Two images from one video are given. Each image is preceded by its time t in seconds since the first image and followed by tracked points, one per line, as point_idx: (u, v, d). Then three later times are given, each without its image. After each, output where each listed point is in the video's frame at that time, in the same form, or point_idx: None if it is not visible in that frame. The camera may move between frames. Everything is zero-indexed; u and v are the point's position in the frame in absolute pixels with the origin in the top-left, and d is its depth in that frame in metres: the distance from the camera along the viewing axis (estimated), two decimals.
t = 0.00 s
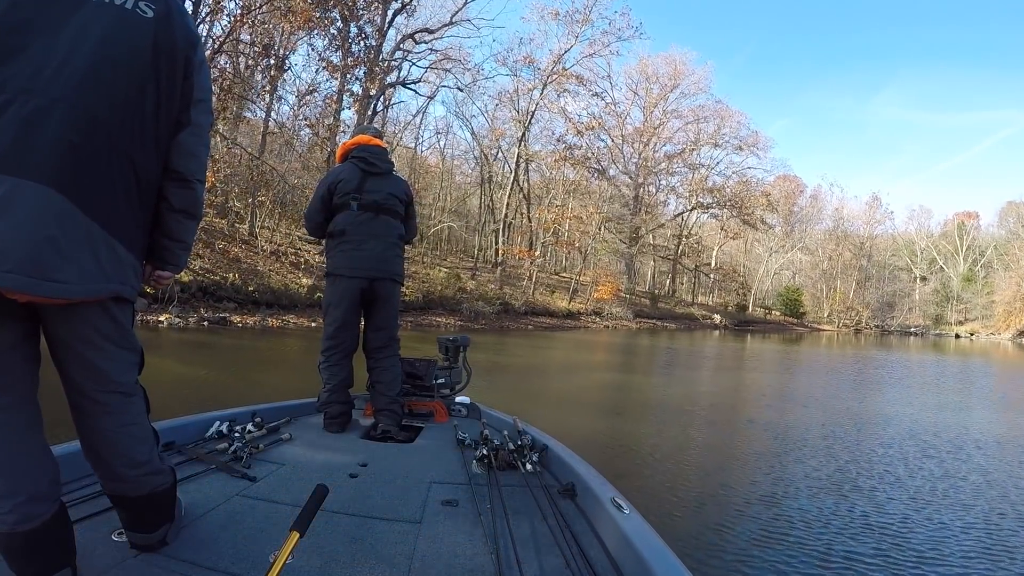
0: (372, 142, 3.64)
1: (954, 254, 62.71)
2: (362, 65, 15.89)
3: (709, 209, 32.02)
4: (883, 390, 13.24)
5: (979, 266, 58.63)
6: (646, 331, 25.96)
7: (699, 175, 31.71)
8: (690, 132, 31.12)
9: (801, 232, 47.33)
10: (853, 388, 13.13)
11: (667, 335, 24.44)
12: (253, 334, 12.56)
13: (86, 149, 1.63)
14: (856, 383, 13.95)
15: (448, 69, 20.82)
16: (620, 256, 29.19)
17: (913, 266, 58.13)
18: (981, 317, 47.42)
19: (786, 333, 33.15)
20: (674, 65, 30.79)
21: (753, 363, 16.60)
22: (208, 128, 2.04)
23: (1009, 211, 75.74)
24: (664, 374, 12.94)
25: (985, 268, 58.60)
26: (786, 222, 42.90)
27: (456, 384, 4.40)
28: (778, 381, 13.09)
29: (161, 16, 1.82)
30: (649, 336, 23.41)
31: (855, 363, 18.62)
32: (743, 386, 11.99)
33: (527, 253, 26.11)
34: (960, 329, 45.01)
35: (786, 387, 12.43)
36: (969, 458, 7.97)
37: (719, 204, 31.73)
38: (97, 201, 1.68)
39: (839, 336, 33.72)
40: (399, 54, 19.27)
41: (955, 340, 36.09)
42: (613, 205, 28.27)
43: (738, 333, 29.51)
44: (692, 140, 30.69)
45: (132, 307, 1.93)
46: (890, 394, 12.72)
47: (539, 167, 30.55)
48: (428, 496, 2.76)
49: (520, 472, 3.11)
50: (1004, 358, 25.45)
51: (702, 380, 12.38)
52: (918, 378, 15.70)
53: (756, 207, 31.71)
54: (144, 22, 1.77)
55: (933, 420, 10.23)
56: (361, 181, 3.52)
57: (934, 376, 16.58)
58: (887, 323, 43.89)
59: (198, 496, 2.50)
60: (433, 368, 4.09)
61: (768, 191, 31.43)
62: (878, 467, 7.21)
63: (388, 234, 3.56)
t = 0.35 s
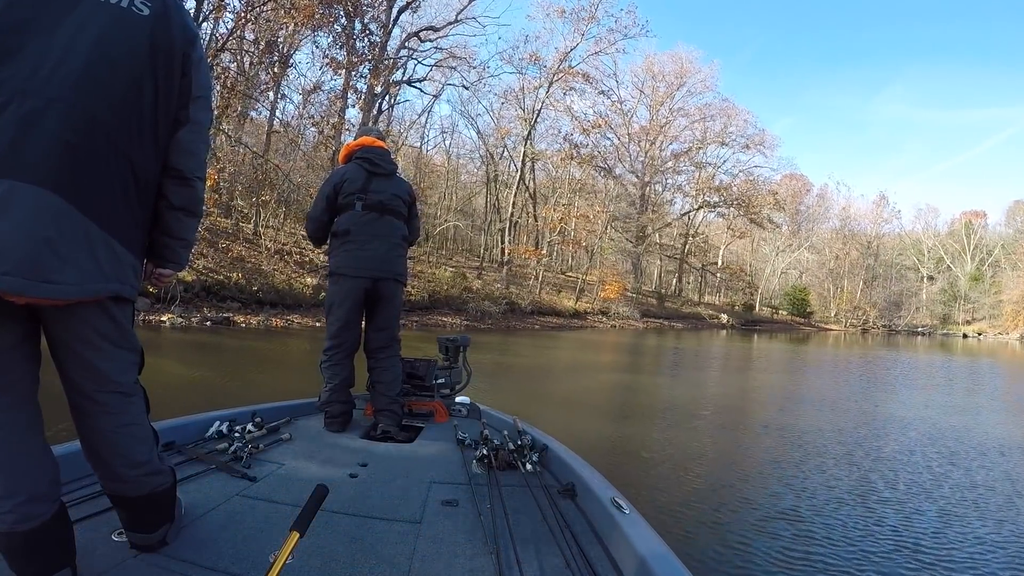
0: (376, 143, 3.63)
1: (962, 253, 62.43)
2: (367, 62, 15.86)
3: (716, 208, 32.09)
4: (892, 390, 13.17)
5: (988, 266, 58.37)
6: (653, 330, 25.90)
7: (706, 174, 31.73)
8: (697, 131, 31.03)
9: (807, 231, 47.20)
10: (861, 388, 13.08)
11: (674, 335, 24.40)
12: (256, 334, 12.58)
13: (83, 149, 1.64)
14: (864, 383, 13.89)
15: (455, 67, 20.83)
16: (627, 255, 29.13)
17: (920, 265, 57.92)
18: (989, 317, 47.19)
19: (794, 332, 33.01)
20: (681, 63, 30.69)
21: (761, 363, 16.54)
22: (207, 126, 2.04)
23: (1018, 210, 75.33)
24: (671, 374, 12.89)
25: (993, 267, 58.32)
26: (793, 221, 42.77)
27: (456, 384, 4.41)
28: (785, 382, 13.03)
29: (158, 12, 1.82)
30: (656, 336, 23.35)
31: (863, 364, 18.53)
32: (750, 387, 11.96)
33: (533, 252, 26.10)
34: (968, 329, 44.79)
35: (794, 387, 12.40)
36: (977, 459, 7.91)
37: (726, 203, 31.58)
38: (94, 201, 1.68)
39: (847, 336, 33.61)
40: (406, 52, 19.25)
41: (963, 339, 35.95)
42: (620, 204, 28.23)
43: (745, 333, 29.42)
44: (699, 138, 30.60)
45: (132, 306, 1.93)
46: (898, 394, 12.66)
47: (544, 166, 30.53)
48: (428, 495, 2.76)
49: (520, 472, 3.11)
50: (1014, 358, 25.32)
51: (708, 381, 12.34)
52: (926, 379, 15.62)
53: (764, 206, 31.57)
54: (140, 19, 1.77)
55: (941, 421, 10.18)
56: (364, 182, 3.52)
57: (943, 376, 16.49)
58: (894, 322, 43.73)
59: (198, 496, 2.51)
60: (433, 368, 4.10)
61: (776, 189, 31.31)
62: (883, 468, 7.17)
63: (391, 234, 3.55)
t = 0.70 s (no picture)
0: (376, 145, 3.63)
1: (972, 252, 62.14)
2: (372, 58, 15.87)
3: (724, 207, 32.00)
4: (902, 392, 13.10)
5: (998, 265, 58.06)
6: (661, 330, 25.85)
7: (715, 172, 31.60)
8: (705, 129, 30.96)
9: (816, 231, 47.07)
10: (871, 390, 13.01)
11: (682, 335, 24.35)
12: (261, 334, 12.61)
13: (79, 152, 1.63)
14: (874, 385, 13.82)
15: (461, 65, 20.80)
16: (635, 255, 28.77)
17: (929, 264, 57.71)
18: (999, 317, 46.93)
19: (803, 332, 32.89)
20: (689, 61, 30.63)
21: (770, 364, 16.48)
22: (204, 123, 2.03)
23: None
24: (678, 375, 12.86)
25: (1003, 267, 57.99)
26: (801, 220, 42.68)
27: (456, 384, 4.41)
28: (792, 384, 12.98)
29: (151, 12, 1.82)
30: (665, 336, 23.30)
31: (876, 365, 18.40)
32: (758, 389, 11.92)
33: (541, 252, 26.11)
34: (978, 329, 44.57)
35: (802, 389, 12.35)
36: (984, 463, 7.86)
37: (734, 202, 31.44)
38: (92, 201, 1.68)
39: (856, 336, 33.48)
40: (412, 50, 19.23)
41: (973, 340, 35.79)
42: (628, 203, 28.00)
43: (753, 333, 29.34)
44: (707, 137, 30.49)
45: (132, 306, 1.93)
46: (908, 396, 12.58)
47: (552, 165, 30.54)
48: (429, 495, 2.76)
49: (520, 472, 3.11)
50: None
51: (715, 382, 12.31)
52: (937, 380, 15.53)
53: (772, 205, 31.44)
54: (134, 19, 1.77)
55: (951, 424, 10.12)
56: (362, 181, 3.54)
57: (955, 377, 16.38)
58: (903, 322, 43.56)
59: (199, 496, 2.51)
60: (433, 368, 4.11)
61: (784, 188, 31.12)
62: (888, 472, 7.14)
63: (388, 233, 3.54)
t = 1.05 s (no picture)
0: (377, 145, 3.64)
1: (983, 253, 61.70)
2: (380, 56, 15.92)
3: (733, 207, 31.42)
4: (914, 394, 13.00)
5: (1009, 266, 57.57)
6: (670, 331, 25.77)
7: (723, 173, 31.06)
8: (715, 129, 30.85)
9: (825, 231, 46.92)
10: (883, 392, 12.91)
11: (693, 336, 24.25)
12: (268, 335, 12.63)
13: (75, 156, 1.64)
14: (886, 387, 13.71)
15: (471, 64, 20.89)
16: (645, 254, 29.17)
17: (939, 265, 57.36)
18: (1011, 319, 46.56)
19: (812, 334, 32.72)
20: (698, 60, 30.54)
21: (782, 365, 16.36)
22: (201, 120, 2.03)
23: None
24: (689, 377, 12.78)
25: (1015, 268, 57.50)
26: (811, 220, 42.51)
27: (457, 384, 4.41)
28: (804, 386, 12.88)
29: (144, 10, 1.81)
30: (676, 337, 23.21)
31: (890, 367, 18.22)
32: (769, 391, 11.86)
33: (550, 252, 26.10)
34: (990, 330, 44.21)
35: (814, 391, 12.28)
36: (997, 467, 7.75)
37: (744, 202, 31.28)
38: (90, 203, 1.69)
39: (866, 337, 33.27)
40: (421, 49, 19.22)
41: (984, 342, 35.50)
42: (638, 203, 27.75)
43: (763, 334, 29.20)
44: (717, 137, 30.38)
45: (133, 303, 1.94)
46: (920, 399, 12.49)
47: (561, 164, 30.53)
48: (429, 495, 2.76)
49: (520, 472, 3.10)
50: None
51: (725, 384, 12.23)
52: (949, 382, 15.40)
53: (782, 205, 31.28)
54: (127, 19, 1.77)
55: (962, 426, 10.03)
56: (362, 181, 3.55)
57: (969, 380, 16.21)
58: (913, 323, 43.31)
59: (199, 496, 2.51)
60: (433, 368, 4.11)
61: (794, 188, 30.97)
62: (897, 474, 7.08)
63: (387, 232, 3.54)
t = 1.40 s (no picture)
0: (382, 149, 3.67)
1: (995, 255, 61.17)
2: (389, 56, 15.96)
3: (744, 209, 31.12)
4: (929, 400, 12.85)
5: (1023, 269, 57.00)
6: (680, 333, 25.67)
7: (735, 174, 30.75)
8: (725, 130, 30.70)
9: (835, 233, 46.71)
10: (897, 397, 12.78)
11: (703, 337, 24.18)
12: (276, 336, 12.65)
13: (74, 157, 1.65)
14: (900, 392, 13.57)
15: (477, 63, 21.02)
16: (654, 255, 29.18)
17: (950, 267, 56.93)
18: None
19: (823, 336, 32.52)
20: (708, 61, 30.42)
21: (794, 369, 16.25)
22: (199, 116, 2.04)
23: None
24: (699, 381, 12.72)
25: None
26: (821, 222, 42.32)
27: (457, 384, 4.42)
28: (815, 390, 12.78)
29: (139, 9, 1.81)
30: (686, 339, 23.14)
31: (904, 370, 18.07)
32: (781, 395, 11.77)
33: (559, 253, 26.06)
34: (1003, 333, 43.77)
35: (826, 396, 12.18)
36: (1010, 473, 7.67)
37: (754, 204, 31.05)
38: (90, 201, 1.69)
39: (877, 340, 33.05)
40: (430, 49, 19.25)
41: (996, 345, 35.18)
42: (647, 204, 28.65)
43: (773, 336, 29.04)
44: (727, 138, 30.23)
45: (135, 300, 1.95)
46: (935, 404, 12.34)
47: (570, 165, 30.50)
48: (429, 495, 2.76)
49: (520, 472, 3.10)
50: None
51: (736, 388, 12.16)
52: (965, 387, 15.20)
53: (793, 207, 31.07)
54: (121, 17, 1.76)
55: (976, 432, 9.92)
56: (368, 181, 3.55)
57: (985, 385, 16.00)
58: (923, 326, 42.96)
59: (199, 496, 2.52)
60: (432, 368, 4.11)
61: (804, 189, 30.83)
62: (905, 479, 7.02)
63: (390, 234, 3.56)
